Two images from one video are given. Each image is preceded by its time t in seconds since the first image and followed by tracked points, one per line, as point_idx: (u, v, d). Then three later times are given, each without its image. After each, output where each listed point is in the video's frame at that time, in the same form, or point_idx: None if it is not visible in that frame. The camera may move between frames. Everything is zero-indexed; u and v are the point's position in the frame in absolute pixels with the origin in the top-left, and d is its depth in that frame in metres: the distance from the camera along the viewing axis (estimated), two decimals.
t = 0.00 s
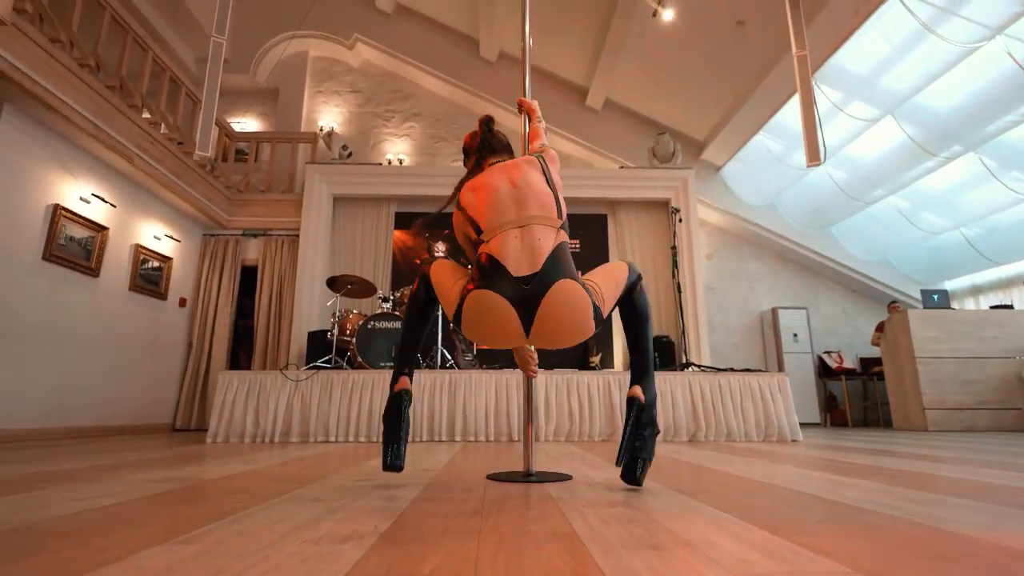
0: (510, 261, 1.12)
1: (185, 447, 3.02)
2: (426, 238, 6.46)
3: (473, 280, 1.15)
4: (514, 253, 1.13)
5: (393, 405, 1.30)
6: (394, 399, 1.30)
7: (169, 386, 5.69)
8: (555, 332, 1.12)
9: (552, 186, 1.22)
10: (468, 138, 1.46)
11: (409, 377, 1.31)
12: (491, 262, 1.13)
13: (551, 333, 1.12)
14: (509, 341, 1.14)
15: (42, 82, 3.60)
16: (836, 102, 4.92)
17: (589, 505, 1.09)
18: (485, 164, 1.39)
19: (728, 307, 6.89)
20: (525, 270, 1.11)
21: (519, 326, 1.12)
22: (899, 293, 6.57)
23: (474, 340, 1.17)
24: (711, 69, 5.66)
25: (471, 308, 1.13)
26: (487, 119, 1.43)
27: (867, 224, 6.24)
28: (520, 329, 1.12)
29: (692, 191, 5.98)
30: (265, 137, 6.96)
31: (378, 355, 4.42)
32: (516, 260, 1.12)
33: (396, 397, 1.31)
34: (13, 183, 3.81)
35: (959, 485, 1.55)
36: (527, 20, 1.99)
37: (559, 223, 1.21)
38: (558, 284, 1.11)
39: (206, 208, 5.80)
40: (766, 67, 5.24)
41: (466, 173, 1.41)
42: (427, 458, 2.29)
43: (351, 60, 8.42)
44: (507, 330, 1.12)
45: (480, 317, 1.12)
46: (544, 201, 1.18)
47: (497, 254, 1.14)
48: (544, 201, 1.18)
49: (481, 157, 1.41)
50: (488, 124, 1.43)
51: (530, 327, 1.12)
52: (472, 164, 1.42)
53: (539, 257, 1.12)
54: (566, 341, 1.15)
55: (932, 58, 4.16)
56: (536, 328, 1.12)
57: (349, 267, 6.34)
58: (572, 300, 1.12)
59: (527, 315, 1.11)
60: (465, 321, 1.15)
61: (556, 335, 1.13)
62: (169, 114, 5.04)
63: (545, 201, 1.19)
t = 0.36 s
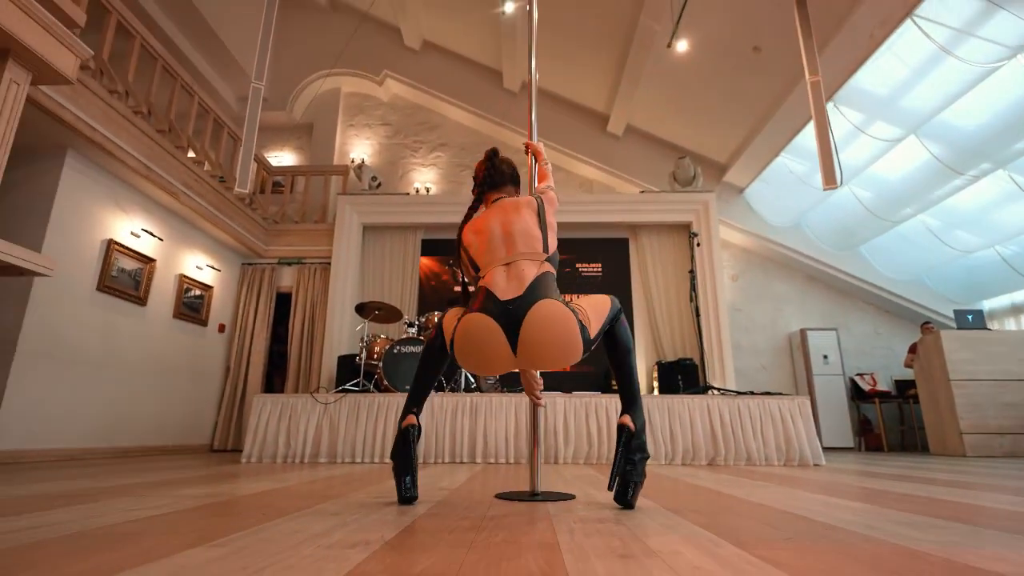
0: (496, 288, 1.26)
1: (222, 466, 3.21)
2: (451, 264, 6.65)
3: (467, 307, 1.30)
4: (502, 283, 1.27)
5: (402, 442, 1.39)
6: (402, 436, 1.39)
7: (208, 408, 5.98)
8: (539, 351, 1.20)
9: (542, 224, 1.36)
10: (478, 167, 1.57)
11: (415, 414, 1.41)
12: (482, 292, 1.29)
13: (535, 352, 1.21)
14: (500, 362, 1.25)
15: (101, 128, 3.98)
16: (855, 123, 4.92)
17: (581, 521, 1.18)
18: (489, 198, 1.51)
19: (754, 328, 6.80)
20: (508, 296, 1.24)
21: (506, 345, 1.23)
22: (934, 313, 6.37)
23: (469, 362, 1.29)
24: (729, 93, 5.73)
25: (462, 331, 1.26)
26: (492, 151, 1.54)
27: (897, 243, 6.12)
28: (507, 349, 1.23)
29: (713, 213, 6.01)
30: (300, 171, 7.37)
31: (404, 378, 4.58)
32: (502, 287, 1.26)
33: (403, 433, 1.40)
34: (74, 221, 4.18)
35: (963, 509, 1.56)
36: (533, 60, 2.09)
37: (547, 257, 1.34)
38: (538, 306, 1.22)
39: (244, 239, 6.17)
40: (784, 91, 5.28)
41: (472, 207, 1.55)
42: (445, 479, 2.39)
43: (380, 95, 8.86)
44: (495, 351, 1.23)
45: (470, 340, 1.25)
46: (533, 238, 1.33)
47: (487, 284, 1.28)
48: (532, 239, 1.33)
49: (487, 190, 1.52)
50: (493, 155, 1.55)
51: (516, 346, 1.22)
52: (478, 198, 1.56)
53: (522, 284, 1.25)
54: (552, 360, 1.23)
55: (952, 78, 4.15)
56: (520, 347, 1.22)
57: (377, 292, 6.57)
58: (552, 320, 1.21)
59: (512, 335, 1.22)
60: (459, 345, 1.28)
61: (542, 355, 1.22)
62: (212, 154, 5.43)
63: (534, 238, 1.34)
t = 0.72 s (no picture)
0: (490, 265, 1.32)
1: (217, 487, 3.18)
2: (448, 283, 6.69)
3: (458, 285, 1.33)
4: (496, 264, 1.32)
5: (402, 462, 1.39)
6: (400, 455, 1.39)
7: (203, 428, 5.92)
8: (529, 321, 1.22)
9: (538, 221, 1.43)
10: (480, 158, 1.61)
11: (415, 433, 1.41)
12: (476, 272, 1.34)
13: (526, 322, 1.22)
14: (490, 336, 1.26)
15: (103, 149, 4.03)
16: (845, 144, 5.03)
17: (576, 539, 1.19)
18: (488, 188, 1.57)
19: (750, 346, 6.83)
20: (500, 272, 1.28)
21: (497, 315, 1.24)
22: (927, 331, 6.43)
23: (460, 343, 1.29)
24: (721, 115, 5.86)
25: (453, 305, 1.28)
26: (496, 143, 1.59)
27: (889, 262, 6.20)
28: (498, 323, 1.25)
29: (707, 232, 6.09)
30: (298, 191, 7.45)
31: (401, 398, 4.57)
32: (494, 266, 1.31)
33: (401, 453, 1.40)
34: (73, 241, 4.21)
35: (955, 525, 1.57)
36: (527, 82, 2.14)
37: (539, 248, 1.41)
38: (527, 276, 1.26)
39: (241, 258, 6.20)
40: (774, 113, 5.40)
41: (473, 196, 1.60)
42: (442, 498, 2.38)
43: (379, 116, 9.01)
44: (486, 323, 1.24)
45: (460, 313, 1.26)
46: (528, 228, 1.41)
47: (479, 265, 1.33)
48: (528, 229, 1.41)
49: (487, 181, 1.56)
50: (496, 145, 1.59)
51: (507, 315, 1.24)
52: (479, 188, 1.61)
53: (514, 262, 1.31)
54: (542, 332, 1.24)
55: (937, 102, 4.26)
56: (510, 319, 1.23)
57: (374, 311, 6.58)
58: (541, 289, 1.24)
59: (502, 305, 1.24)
60: (449, 322, 1.30)
61: (531, 328, 1.23)
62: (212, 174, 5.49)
63: (530, 229, 1.42)
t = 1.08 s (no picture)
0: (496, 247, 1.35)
1: (202, 521, 3.05)
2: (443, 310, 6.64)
3: (466, 266, 1.36)
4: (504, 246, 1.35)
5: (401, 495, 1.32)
6: (400, 488, 1.32)
7: (188, 460, 5.73)
8: (538, 290, 1.25)
9: (545, 219, 1.46)
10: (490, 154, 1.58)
11: (417, 464, 1.34)
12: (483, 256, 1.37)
13: (534, 289, 1.25)
14: (499, 310, 1.26)
15: (98, 174, 4.01)
16: (837, 174, 5.13)
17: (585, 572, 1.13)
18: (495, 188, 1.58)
19: (747, 376, 6.79)
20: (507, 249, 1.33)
21: (506, 281, 1.26)
22: (922, 360, 6.42)
23: (467, 320, 1.29)
24: (713, 146, 5.98)
25: (461, 279, 1.29)
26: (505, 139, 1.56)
27: (882, 291, 6.25)
28: (506, 293, 1.26)
29: (702, 260, 6.13)
30: (293, 218, 7.45)
31: (394, 427, 4.46)
32: (502, 246, 1.34)
33: (402, 485, 1.33)
34: (63, 265, 4.14)
35: (973, 556, 1.52)
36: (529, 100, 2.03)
37: (545, 238, 1.42)
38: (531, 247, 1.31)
39: (234, 285, 6.13)
40: (766, 144, 5.52)
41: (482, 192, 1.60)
42: (439, 532, 2.29)
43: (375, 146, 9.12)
44: (495, 292, 1.25)
45: (469, 283, 1.27)
46: (534, 219, 1.43)
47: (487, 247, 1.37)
48: (534, 220, 1.43)
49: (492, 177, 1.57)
50: (506, 141, 1.57)
51: (516, 280, 1.26)
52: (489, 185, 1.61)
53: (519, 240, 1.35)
54: (551, 302, 1.26)
55: (925, 133, 4.37)
56: (519, 287, 1.26)
57: (368, 339, 6.49)
58: (546, 255, 1.29)
59: (511, 273, 1.26)
60: (457, 299, 1.30)
61: (541, 296, 1.25)
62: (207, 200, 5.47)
63: (536, 222, 1.44)
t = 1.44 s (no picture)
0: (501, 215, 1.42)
1: (187, 530, 2.97)
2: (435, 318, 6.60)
3: (470, 234, 1.41)
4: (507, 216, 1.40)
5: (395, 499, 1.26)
6: (392, 493, 1.26)
7: (173, 470, 5.60)
8: (542, 243, 1.30)
9: (549, 200, 1.47)
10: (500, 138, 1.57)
11: (409, 469, 1.30)
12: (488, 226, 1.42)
13: (537, 245, 1.30)
14: (503, 266, 1.29)
15: (87, 176, 3.96)
16: (828, 187, 5.20)
17: None
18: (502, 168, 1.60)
19: (739, 387, 6.80)
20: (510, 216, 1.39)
21: (510, 235, 1.31)
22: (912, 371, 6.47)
23: (471, 280, 1.30)
24: (706, 158, 6.04)
25: (466, 240, 1.34)
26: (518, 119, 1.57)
27: (872, 303, 6.30)
28: (510, 250, 1.30)
29: (695, 271, 6.17)
30: (285, 225, 7.40)
31: (385, 436, 4.40)
32: (506, 214, 1.41)
33: (395, 491, 1.27)
34: (49, 269, 4.06)
35: (974, 560, 1.51)
36: (527, 104, 1.99)
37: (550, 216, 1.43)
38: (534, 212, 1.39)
39: (224, 291, 6.06)
40: (758, 156, 5.59)
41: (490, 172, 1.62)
42: (432, 540, 2.24)
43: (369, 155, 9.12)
44: (500, 248, 1.29)
45: (474, 241, 1.32)
46: (539, 198, 1.45)
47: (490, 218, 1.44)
48: (539, 198, 1.45)
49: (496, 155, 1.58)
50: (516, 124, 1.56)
51: (520, 235, 1.31)
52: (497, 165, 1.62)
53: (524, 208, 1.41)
54: (553, 260, 1.29)
55: (914, 146, 4.45)
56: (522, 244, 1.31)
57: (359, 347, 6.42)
58: (548, 218, 1.37)
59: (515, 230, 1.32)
60: (461, 260, 1.33)
61: (543, 254, 1.30)
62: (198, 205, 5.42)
63: (540, 201, 1.46)
